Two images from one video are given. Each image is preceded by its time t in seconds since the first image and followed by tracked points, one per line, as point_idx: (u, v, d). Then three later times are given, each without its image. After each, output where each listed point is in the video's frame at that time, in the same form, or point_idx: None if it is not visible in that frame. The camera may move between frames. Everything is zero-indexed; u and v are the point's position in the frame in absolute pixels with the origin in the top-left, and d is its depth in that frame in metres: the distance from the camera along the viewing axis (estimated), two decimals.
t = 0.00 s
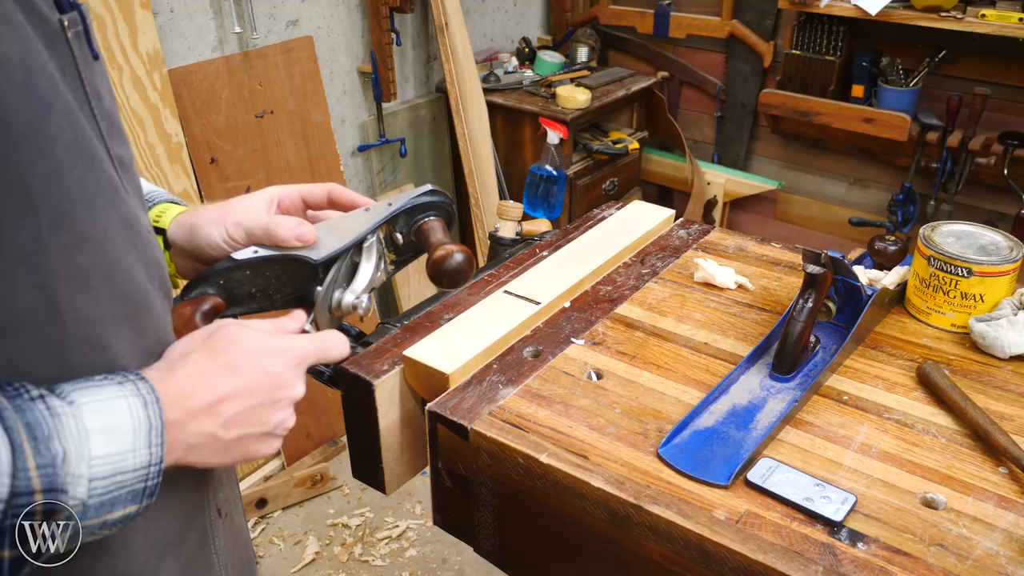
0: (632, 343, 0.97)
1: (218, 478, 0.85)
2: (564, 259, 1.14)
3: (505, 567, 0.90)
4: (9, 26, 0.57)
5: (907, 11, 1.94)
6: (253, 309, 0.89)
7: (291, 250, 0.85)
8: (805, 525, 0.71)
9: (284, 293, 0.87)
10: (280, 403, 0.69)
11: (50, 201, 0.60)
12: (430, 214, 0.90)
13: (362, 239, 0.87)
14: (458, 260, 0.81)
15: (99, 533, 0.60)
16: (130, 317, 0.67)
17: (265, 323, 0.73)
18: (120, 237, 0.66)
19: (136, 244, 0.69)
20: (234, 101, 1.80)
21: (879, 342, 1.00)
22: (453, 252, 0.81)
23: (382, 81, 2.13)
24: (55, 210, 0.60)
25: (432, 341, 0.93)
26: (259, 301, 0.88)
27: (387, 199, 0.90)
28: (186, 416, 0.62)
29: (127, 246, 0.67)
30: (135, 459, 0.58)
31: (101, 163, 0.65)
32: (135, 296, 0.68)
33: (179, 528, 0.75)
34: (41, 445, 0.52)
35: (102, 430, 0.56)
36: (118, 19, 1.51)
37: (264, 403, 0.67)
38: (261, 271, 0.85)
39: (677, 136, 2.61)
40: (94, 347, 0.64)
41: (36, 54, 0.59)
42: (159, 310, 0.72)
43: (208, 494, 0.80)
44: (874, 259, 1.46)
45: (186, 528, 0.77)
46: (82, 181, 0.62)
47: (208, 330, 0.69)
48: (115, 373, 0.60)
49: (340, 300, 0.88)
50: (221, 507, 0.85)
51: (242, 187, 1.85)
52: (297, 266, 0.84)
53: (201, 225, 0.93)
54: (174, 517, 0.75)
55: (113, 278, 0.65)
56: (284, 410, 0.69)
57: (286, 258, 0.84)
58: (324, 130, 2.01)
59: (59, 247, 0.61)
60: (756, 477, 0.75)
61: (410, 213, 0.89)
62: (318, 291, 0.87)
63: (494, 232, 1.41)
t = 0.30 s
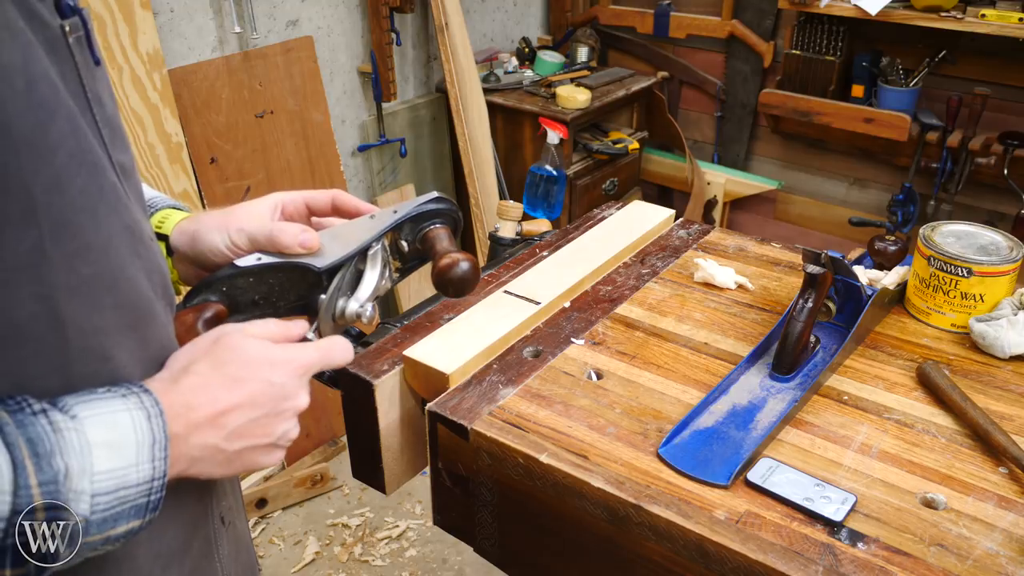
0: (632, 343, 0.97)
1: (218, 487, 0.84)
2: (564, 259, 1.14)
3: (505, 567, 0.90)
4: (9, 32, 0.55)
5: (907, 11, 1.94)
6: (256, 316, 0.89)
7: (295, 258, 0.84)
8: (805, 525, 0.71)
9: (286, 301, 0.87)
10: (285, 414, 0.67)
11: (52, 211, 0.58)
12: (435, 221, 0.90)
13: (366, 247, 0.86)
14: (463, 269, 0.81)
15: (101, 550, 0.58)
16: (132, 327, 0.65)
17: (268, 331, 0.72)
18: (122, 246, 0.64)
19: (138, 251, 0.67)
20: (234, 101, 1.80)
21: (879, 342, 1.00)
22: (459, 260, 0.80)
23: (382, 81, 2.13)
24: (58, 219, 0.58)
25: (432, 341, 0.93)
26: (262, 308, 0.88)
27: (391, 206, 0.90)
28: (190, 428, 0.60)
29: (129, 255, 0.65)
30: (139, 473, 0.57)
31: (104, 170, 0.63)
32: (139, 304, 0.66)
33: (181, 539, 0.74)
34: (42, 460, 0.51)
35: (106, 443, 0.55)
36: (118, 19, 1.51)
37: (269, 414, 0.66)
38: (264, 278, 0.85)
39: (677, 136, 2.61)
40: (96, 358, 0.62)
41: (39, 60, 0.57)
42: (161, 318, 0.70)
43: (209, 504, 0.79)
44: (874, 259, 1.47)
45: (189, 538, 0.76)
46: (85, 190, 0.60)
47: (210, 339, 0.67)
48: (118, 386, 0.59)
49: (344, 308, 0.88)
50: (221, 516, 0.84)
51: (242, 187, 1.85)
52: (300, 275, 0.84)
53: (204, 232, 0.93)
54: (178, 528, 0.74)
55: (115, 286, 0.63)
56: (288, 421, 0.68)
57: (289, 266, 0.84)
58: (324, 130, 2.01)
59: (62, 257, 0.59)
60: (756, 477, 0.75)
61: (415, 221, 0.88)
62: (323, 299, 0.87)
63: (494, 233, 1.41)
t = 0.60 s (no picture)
0: (632, 343, 0.97)
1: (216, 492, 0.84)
2: (564, 259, 1.14)
3: (505, 567, 0.90)
4: (11, 36, 0.54)
5: (907, 11, 1.94)
6: (252, 322, 0.89)
7: (296, 262, 0.85)
8: (805, 525, 0.71)
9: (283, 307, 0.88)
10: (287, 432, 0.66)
11: (55, 215, 0.57)
12: (435, 231, 0.89)
13: (367, 255, 0.86)
14: (462, 278, 0.80)
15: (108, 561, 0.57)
16: (133, 331, 0.64)
17: (275, 342, 0.70)
18: (123, 249, 0.63)
19: (139, 256, 0.66)
20: (234, 101, 1.80)
21: (879, 342, 1.00)
22: (458, 270, 0.80)
23: (381, 81, 2.13)
24: (60, 223, 0.58)
25: (431, 341, 0.93)
26: (259, 314, 0.89)
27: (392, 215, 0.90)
28: (200, 443, 0.59)
29: (131, 260, 0.64)
30: (147, 484, 0.56)
31: (106, 174, 0.62)
32: (141, 308, 0.65)
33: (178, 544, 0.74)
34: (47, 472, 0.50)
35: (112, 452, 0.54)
36: (118, 19, 1.51)
37: (272, 432, 0.64)
38: (264, 283, 0.86)
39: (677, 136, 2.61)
40: (98, 362, 0.61)
41: (41, 64, 0.56)
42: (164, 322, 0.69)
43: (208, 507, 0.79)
44: (874, 259, 1.47)
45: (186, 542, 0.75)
46: (87, 195, 0.59)
47: (222, 347, 0.65)
48: (125, 394, 0.58)
49: (345, 314, 0.88)
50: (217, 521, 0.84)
51: (242, 187, 1.85)
52: (301, 279, 0.85)
53: (204, 236, 0.92)
54: (175, 533, 0.73)
55: (117, 291, 0.62)
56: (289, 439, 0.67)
57: (290, 271, 0.85)
58: (324, 130, 2.01)
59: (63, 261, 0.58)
60: (756, 477, 0.75)
61: (416, 230, 0.88)
62: (324, 304, 0.86)
63: (494, 233, 1.42)
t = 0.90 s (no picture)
0: (632, 343, 0.97)
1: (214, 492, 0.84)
2: (564, 259, 1.14)
3: (505, 567, 0.90)
4: (44, 42, 0.56)
5: (907, 11, 1.94)
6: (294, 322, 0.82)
7: (351, 251, 0.80)
8: (805, 525, 0.71)
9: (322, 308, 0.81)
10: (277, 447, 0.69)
11: (70, 215, 0.57)
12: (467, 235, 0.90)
13: (416, 246, 0.83)
14: (500, 271, 0.82)
15: None
16: (135, 334, 0.64)
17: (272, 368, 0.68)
18: (132, 254, 0.64)
19: (145, 262, 0.66)
20: (234, 101, 1.80)
21: (879, 342, 1.00)
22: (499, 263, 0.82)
23: (382, 81, 2.13)
24: (74, 224, 0.58)
25: (432, 341, 0.93)
26: (304, 311, 0.81)
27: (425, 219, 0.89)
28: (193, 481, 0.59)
29: (138, 266, 0.65)
30: (124, 526, 0.53)
31: (121, 180, 0.63)
32: (144, 313, 0.65)
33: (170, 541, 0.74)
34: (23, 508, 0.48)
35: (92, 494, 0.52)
36: (118, 19, 1.51)
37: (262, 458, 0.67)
38: (317, 273, 0.79)
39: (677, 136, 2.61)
40: (99, 363, 0.61)
41: (69, 71, 0.58)
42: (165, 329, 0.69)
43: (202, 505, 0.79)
44: (874, 259, 1.47)
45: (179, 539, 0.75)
46: (102, 199, 0.60)
47: (233, 403, 0.62)
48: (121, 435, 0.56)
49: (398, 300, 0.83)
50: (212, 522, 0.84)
51: (242, 187, 1.85)
52: (356, 268, 0.80)
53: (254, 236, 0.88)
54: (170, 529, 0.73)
55: (122, 295, 0.62)
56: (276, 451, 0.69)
57: (345, 258, 0.80)
58: (324, 129, 2.01)
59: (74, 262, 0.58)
60: (756, 477, 0.75)
61: (451, 233, 0.88)
62: (378, 290, 0.82)
63: (494, 232, 1.42)
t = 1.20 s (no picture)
0: (632, 343, 0.97)
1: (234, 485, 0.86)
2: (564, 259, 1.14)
3: (504, 566, 0.90)
4: (127, 32, 0.63)
5: (907, 11, 1.94)
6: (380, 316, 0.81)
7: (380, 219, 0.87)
8: (805, 525, 0.71)
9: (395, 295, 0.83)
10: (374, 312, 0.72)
11: (132, 188, 0.64)
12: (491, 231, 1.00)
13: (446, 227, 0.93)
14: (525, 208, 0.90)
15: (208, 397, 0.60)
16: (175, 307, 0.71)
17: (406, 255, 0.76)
18: (185, 236, 0.71)
19: (197, 245, 0.73)
20: (234, 101, 1.80)
21: (879, 342, 1.00)
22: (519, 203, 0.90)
23: (381, 81, 2.13)
24: (135, 196, 0.64)
25: (433, 340, 0.93)
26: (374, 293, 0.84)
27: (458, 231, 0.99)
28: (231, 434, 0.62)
29: (187, 246, 0.71)
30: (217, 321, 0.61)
31: (178, 165, 0.70)
32: (188, 290, 0.72)
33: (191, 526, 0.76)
34: (128, 321, 0.55)
35: (186, 319, 0.59)
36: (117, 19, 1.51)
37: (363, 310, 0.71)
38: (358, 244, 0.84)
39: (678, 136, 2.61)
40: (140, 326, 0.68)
41: (144, 62, 0.65)
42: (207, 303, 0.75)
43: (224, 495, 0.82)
44: (874, 259, 1.47)
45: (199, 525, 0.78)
46: (161, 179, 0.67)
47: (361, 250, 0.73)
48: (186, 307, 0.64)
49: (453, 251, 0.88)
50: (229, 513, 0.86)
51: (242, 187, 1.85)
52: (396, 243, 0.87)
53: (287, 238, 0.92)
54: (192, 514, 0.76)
55: (171, 268, 0.69)
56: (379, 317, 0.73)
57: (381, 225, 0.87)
58: (324, 130, 2.01)
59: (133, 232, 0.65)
60: (756, 477, 0.75)
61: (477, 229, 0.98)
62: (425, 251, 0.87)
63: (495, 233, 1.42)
